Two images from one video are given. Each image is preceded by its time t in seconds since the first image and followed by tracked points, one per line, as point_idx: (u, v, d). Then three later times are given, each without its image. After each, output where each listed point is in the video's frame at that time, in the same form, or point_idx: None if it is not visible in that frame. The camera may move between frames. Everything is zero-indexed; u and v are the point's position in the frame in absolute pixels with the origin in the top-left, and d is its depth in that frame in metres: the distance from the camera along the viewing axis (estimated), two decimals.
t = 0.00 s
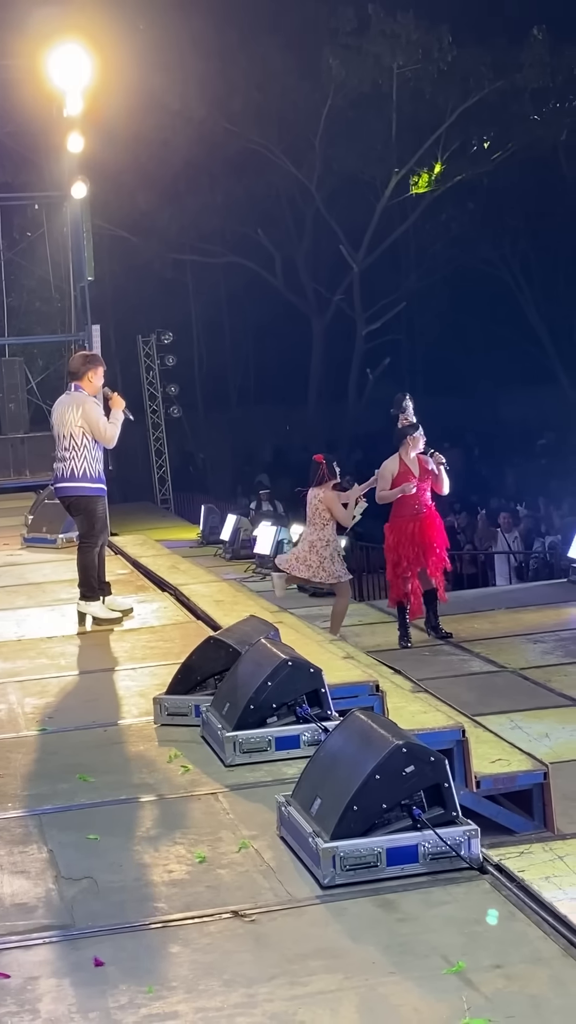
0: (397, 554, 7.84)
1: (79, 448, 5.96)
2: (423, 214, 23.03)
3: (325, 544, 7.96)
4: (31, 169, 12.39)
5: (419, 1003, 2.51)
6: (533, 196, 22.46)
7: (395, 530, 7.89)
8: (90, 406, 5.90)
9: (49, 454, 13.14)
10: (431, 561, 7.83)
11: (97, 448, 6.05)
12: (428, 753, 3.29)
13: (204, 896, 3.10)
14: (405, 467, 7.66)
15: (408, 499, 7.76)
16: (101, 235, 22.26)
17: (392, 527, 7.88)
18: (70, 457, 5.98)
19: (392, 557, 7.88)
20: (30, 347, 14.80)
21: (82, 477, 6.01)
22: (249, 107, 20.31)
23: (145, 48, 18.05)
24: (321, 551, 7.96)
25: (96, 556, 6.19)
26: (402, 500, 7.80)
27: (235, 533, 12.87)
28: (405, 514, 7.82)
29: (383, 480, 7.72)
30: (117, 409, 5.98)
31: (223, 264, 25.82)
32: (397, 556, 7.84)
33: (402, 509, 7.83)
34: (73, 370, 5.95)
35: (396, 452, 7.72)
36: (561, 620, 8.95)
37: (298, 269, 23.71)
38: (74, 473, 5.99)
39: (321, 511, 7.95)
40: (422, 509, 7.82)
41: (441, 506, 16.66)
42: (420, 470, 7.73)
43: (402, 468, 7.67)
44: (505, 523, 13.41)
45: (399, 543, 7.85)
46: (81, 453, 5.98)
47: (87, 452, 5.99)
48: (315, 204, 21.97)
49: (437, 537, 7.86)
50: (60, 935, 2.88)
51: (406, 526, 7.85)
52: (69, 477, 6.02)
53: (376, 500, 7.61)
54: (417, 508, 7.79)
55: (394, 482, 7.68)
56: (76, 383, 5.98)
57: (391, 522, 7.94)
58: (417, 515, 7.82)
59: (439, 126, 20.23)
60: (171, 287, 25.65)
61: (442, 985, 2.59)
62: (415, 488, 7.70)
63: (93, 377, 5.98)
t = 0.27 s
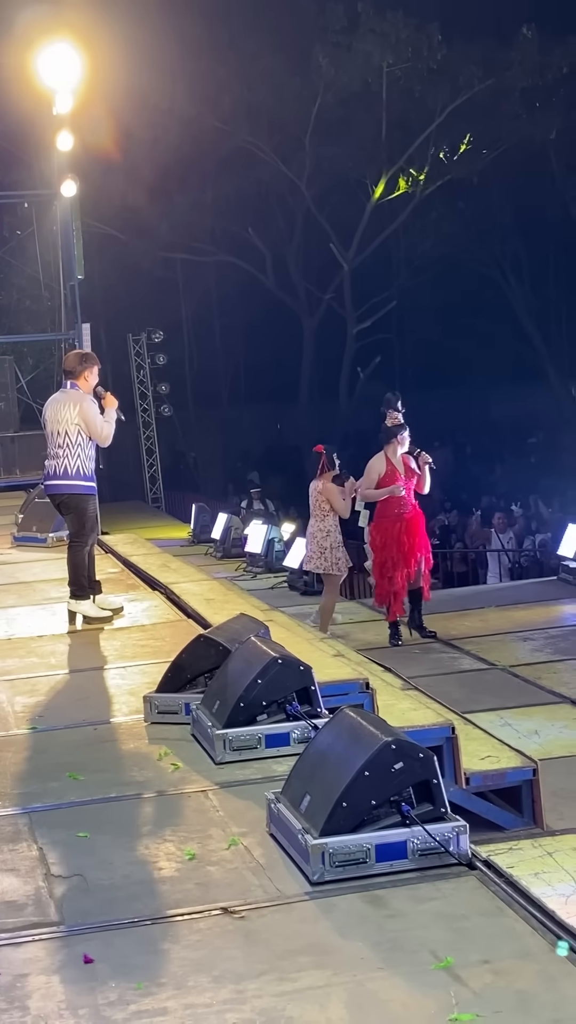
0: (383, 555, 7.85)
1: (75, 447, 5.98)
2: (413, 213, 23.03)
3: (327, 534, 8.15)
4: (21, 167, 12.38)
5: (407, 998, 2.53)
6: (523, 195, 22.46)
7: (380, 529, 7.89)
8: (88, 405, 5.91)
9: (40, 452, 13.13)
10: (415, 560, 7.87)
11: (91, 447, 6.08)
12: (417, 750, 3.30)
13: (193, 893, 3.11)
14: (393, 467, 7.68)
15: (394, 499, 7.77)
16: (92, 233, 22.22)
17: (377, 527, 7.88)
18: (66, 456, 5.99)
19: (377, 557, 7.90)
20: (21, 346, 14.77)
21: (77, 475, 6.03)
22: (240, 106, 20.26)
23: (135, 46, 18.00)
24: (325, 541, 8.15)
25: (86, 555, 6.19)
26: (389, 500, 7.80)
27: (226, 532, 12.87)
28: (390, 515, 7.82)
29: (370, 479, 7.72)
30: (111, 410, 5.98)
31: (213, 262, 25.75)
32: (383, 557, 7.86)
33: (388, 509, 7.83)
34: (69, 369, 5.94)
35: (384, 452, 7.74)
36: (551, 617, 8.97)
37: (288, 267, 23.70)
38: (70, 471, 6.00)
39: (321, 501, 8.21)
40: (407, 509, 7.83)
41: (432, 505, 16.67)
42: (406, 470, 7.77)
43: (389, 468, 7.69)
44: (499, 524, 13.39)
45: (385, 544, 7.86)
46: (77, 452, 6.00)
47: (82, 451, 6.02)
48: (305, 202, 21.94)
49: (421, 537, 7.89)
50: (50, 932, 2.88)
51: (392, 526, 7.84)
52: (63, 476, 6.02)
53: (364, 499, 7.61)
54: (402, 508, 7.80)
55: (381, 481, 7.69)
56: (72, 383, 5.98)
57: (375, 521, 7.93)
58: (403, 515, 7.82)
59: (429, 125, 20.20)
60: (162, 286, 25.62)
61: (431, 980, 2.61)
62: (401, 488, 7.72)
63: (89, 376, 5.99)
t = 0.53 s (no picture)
0: (375, 554, 7.87)
1: (63, 445, 5.98)
2: (404, 212, 22.97)
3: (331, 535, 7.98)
4: (11, 166, 12.35)
5: (395, 994, 2.54)
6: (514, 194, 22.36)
7: (373, 529, 7.90)
8: (79, 404, 5.92)
9: (31, 452, 13.11)
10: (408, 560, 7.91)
11: (80, 447, 6.06)
12: (405, 750, 3.32)
13: (182, 891, 3.11)
14: (385, 467, 7.70)
15: (386, 499, 7.79)
16: (81, 231, 22.07)
17: (370, 527, 7.89)
18: (54, 455, 5.98)
19: (369, 556, 7.91)
20: (11, 345, 14.73)
21: (64, 475, 6.01)
22: (229, 105, 20.13)
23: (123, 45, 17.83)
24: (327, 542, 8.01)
25: (75, 554, 6.18)
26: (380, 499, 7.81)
27: (217, 532, 12.87)
28: (382, 514, 7.82)
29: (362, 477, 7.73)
30: (101, 409, 6.00)
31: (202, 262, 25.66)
32: (375, 557, 7.87)
33: (380, 508, 7.84)
34: (59, 369, 5.93)
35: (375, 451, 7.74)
36: (541, 617, 8.99)
37: (278, 267, 23.60)
38: (56, 470, 5.99)
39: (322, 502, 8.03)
40: (399, 509, 7.84)
41: (422, 504, 16.64)
42: (397, 469, 7.80)
43: (382, 467, 7.71)
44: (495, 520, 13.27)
45: (377, 543, 7.87)
46: (65, 450, 5.99)
47: (70, 450, 6.01)
48: (295, 201, 21.85)
49: (413, 536, 7.92)
50: (38, 931, 2.88)
51: (385, 526, 7.85)
52: (52, 475, 6.00)
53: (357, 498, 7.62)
54: (395, 508, 7.80)
55: (374, 480, 7.70)
56: (63, 382, 5.98)
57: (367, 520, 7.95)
58: (397, 515, 7.83)
59: (420, 124, 20.01)
60: (152, 285, 25.53)
61: (418, 977, 2.62)
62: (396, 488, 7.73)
63: (81, 376, 6.00)
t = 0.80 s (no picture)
0: (368, 555, 7.87)
1: (57, 448, 5.98)
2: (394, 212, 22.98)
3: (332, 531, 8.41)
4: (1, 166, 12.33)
5: (383, 993, 2.55)
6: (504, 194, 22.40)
7: (369, 530, 7.86)
8: (74, 407, 5.93)
9: (21, 452, 13.08)
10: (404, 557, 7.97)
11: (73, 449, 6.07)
12: (394, 749, 3.32)
13: (171, 892, 3.11)
14: (379, 468, 7.70)
15: (381, 499, 7.76)
16: (71, 231, 22.01)
17: (362, 527, 7.88)
18: (47, 457, 5.98)
19: (362, 556, 7.92)
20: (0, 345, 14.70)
21: (58, 477, 6.02)
22: (220, 105, 20.10)
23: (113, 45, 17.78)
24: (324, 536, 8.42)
25: (64, 554, 6.17)
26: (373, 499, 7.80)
27: (207, 532, 12.87)
28: (375, 514, 7.80)
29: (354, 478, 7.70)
30: (93, 410, 6.01)
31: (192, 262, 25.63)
32: (368, 556, 7.89)
33: (374, 508, 7.80)
34: (53, 368, 5.91)
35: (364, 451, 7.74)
36: (530, 617, 9.01)
37: (269, 267, 23.58)
38: (50, 472, 6.00)
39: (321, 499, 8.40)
40: (392, 508, 7.83)
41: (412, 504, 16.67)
42: (388, 468, 7.81)
43: (376, 469, 7.71)
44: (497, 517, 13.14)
45: (370, 543, 7.87)
46: (58, 452, 5.99)
47: (64, 452, 6.01)
48: (286, 201, 21.83)
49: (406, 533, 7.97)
50: (26, 932, 2.88)
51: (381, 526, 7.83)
52: (44, 476, 6.00)
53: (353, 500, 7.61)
54: (387, 508, 7.79)
55: (367, 481, 7.69)
56: (57, 383, 5.96)
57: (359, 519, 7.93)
58: (391, 513, 7.83)
59: (410, 124, 20.01)
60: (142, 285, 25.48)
61: (406, 976, 2.63)
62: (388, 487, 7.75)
63: (73, 376, 5.99)
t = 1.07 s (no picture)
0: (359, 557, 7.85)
1: (49, 448, 5.98)
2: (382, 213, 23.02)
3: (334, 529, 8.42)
4: None
5: (369, 993, 2.55)
6: (492, 196, 22.46)
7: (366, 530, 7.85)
8: (65, 407, 5.90)
9: (9, 453, 13.05)
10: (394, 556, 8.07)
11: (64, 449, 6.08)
12: (381, 750, 3.33)
13: (158, 893, 3.12)
14: (375, 472, 7.73)
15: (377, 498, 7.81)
16: (59, 232, 21.98)
17: (354, 529, 7.86)
18: (40, 458, 5.98)
19: (352, 559, 7.90)
20: None
21: (50, 477, 6.02)
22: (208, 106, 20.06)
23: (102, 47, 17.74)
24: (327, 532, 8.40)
25: (52, 555, 6.15)
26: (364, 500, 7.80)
27: (196, 533, 12.87)
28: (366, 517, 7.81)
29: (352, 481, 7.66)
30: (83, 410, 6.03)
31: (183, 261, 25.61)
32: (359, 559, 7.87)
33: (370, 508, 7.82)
34: (44, 368, 5.89)
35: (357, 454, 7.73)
36: (518, 617, 9.04)
37: (257, 268, 23.58)
38: (42, 472, 6.00)
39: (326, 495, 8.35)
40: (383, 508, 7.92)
41: (401, 505, 16.70)
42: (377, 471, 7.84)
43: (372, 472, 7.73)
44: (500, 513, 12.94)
45: (360, 545, 7.86)
46: (50, 453, 5.99)
47: (56, 452, 6.02)
48: (275, 202, 21.85)
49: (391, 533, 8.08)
50: (13, 933, 2.88)
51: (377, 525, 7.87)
52: (36, 476, 6.00)
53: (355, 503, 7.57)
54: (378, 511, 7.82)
55: (367, 483, 7.67)
56: (48, 383, 5.94)
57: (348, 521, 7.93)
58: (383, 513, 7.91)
59: (398, 125, 20.02)
60: (130, 286, 25.47)
61: (393, 976, 2.64)
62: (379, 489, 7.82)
63: (64, 376, 5.97)
